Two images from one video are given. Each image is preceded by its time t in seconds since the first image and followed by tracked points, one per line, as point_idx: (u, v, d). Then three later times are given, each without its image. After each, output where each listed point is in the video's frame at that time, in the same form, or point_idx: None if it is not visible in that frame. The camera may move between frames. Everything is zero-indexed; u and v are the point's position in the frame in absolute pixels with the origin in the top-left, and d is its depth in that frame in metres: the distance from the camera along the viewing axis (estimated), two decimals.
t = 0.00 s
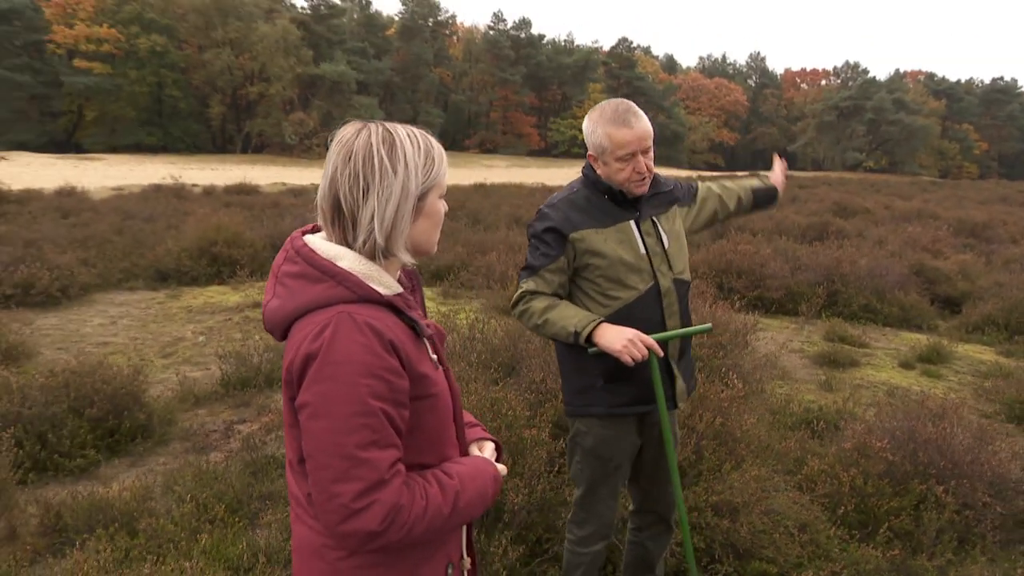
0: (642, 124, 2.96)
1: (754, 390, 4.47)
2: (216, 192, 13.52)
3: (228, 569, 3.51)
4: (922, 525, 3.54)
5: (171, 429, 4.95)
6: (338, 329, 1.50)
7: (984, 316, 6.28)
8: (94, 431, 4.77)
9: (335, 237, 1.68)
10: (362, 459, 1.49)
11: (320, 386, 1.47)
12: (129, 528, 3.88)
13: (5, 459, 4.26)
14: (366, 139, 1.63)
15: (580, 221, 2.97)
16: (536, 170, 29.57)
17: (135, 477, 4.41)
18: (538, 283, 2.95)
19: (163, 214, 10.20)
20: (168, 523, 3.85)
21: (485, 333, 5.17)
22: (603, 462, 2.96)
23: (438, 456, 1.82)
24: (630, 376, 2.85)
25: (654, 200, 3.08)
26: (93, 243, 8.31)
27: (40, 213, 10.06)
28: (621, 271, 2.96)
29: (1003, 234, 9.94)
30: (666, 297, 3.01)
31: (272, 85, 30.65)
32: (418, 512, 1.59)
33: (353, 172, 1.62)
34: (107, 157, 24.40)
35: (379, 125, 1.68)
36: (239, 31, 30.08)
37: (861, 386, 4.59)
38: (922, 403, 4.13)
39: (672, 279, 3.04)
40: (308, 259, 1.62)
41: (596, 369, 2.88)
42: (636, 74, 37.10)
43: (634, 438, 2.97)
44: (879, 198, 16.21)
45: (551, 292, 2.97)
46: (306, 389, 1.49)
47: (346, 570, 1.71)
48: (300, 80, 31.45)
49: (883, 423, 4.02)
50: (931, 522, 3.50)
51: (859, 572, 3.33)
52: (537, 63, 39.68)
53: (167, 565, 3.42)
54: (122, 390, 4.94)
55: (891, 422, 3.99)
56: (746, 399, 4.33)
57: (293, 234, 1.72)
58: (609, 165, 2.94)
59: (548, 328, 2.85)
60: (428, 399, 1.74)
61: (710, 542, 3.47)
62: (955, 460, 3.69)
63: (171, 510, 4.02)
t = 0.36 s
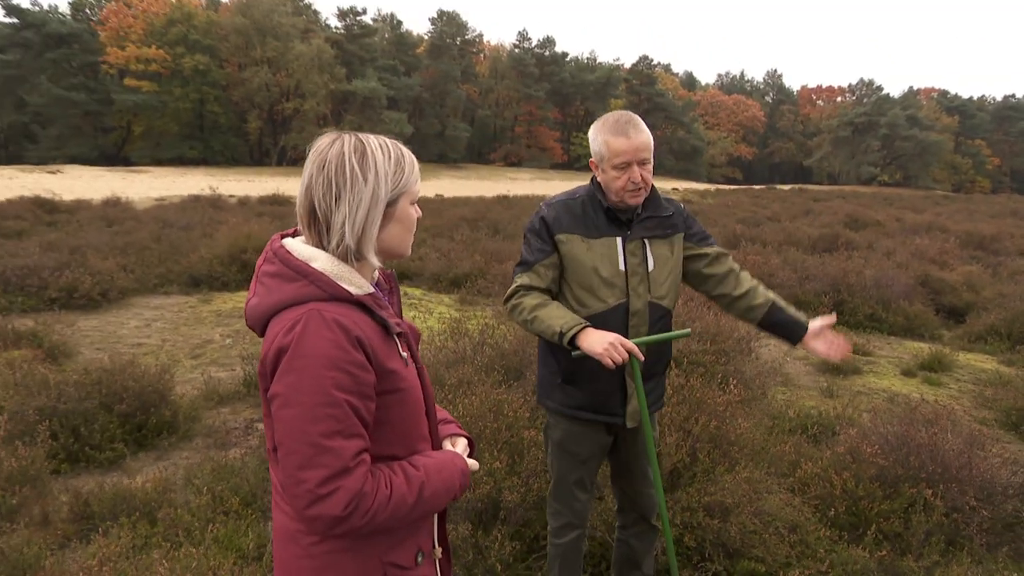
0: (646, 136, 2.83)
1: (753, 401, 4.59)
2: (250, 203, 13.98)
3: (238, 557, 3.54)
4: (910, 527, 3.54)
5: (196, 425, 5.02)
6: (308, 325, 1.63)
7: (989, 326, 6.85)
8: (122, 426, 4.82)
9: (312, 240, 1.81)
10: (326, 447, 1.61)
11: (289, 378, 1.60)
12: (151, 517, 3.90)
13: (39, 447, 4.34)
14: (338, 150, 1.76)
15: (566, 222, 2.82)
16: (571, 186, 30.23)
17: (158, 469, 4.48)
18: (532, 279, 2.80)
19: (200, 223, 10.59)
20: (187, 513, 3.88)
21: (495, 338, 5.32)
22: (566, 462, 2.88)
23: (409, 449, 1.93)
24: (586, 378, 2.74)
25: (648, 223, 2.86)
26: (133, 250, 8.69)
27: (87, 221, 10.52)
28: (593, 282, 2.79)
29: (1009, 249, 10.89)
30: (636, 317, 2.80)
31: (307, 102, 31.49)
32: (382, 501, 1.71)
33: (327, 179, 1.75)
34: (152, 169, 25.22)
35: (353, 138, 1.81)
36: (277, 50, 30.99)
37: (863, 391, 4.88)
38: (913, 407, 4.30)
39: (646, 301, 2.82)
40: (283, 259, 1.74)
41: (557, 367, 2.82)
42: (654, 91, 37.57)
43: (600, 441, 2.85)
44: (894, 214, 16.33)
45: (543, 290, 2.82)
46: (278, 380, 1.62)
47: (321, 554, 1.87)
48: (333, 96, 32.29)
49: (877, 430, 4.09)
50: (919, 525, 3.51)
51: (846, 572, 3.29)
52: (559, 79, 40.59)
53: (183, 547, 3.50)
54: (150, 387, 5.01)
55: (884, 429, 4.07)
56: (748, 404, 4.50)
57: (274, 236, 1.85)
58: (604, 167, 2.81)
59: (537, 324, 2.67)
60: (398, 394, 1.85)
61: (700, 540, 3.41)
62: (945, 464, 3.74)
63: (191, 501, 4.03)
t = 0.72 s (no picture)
0: (642, 135, 2.84)
1: (756, 403, 4.68)
2: (273, 211, 14.31)
3: (252, 549, 3.51)
4: (908, 523, 3.59)
5: (216, 425, 5.16)
6: (293, 323, 1.56)
7: (993, 326, 7.12)
8: (146, 425, 4.96)
9: (298, 241, 1.76)
10: (313, 439, 1.53)
11: (275, 375, 1.53)
12: (171, 511, 3.88)
13: (67, 444, 4.51)
14: (328, 152, 1.73)
15: (560, 218, 2.89)
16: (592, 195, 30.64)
17: (179, 465, 4.58)
18: (536, 271, 2.87)
19: (223, 231, 10.87)
20: (205, 507, 3.85)
21: (505, 340, 5.43)
22: (561, 453, 2.97)
23: (399, 441, 1.83)
24: (570, 370, 2.86)
25: (639, 224, 2.83)
26: (159, 257, 8.94)
27: (116, 230, 10.83)
28: (573, 275, 2.84)
29: (1017, 249, 11.00)
30: (617, 315, 2.81)
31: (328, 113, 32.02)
32: (370, 491, 1.62)
33: (312, 179, 1.71)
34: (180, 179, 25.78)
35: (349, 144, 1.78)
36: (299, 63, 31.58)
37: (868, 393, 5.08)
38: (913, 406, 4.37)
39: (630, 301, 2.81)
40: (271, 261, 1.68)
41: (547, 361, 2.96)
42: (667, 99, 37.88)
43: (593, 435, 2.92)
44: (904, 217, 16.40)
45: (548, 284, 2.89)
46: (265, 376, 1.55)
47: (316, 542, 1.73)
48: (353, 108, 32.81)
49: (878, 429, 4.14)
50: (916, 522, 3.55)
51: (846, 567, 3.33)
52: (575, 88, 40.94)
53: (199, 535, 3.58)
54: (173, 387, 5.15)
55: (884, 426, 4.12)
56: (752, 403, 4.67)
57: (266, 240, 1.79)
58: (596, 160, 2.88)
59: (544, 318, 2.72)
60: (385, 386, 1.76)
61: (701, 535, 3.41)
62: (942, 461, 3.79)
63: (209, 495, 4.01)
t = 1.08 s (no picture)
0: (635, 137, 2.84)
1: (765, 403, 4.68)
2: (285, 215, 14.41)
3: (265, 547, 3.53)
4: (915, 520, 3.57)
5: (229, 426, 5.20)
6: (303, 317, 1.58)
7: (1004, 325, 7.08)
8: (161, 426, 5.01)
9: (304, 240, 1.78)
10: (322, 431, 1.55)
11: (286, 367, 1.55)
12: (185, 510, 3.91)
13: (85, 444, 4.57)
14: (330, 151, 1.76)
15: (564, 221, 2.93)
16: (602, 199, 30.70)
17: (192, 465, 4.62)
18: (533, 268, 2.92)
19: (236, 235, 10.96)
20: (218, 506, 3.88)
21: (514, 341, 5.46)
22: (570, 449, 2.98)
23: (405, 435, 1.85)
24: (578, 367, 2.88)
25: (643, 222, 2.83)
26: (173, 262, 9.02)
27: (131, 235, 10.93)
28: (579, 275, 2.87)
29: None
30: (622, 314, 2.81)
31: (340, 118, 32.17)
32: (376, 482, 1.64)
33: (316, 176, 1.74)
34: (194, 184, 25.98)
35: (353, 144, 1.80)
36: (311, 68, 31.75)
37: (877, 392, 5.07)
38: (921, 404, 4.35)
39: (635, 299, 2.82)
40: (282, 258, 1.70)
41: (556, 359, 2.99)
42: (677, 100, 37.83)
43: (601, 432, 2.93)
44: (914, 216, 16.35)
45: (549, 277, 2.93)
46: (275, 369, 1.57)
47: (324, 533, 1.74)
48: (365, 112, 32.96)
49: (886, 427, 4.13)
50: (923, 519, 3.54)
51: (853, 564, 3.31)
52: (585, 91, 40.96)
53: (214, 532, 3.61)
54: (187, 388, 5.20)
55: (893, 425, 4.11)
56: (761, 402, 4.68)
57: (277, 239, 1.81)
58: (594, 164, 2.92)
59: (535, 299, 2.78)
60: (390, 381, 1.78)
61: (708, 532, 3.41)
62: (951, 458, 3.78)
63: (223, 494, 4.03)
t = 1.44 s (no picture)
0: (646, 138, 2.80)
1: (765, 402, 4.69)
2: (287, 213, 14.43)
3: (268, 542, 3.54)
4: (913, 520, 3.58)
5: (231, 423, 5.21)
6: (307, 311, 1.59)
7: (1004, 326, 7.08)
8: (164, 423, 5.02)
9: (311, 237, 1.80)
10: (323, 424, 1.56)
11: (289, 360, 1.56)
12: (188, 506, 3.92)
13: (88, 440, 4.57)
14: (344, 152, 1.76)
15: (575, 207, 2.93)
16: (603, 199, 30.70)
17: (195, 462, 4.63)
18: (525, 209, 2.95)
19: (238, 233, 10.96)
20: (221, 502, 3.89)
21: (516, 340, 5.46)
22: (574, 447, 2.98)
23: (407, 428, 1.86)
24: (580, 353, 2.87)
25: (653, 216, 2.83)
26: (175, 259, 9.03)
27: (134, 233, 10.95)
28: (589, 262, 2.84)
29: None
30: (629, 304, 2.79)
31: (341, 116, 32.16)
32: (376, 474, 1.65)
33: (327, 176, 1.74)
34: (196, 183, 26.01)
35: (367, 145, 1.80)
36: (312, 67, 31.75)
37: (876, 392, 5.08)
38: (920, 404, 4.36)
39: (642, 291, 2.81)
40: (288, 254, 1.72)
41: (555, 343, 2.97)
42: (678, 100, 37.79)
43: (607, 429, 2.93)
44: (915, 217, 16.32)
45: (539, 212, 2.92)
46: (278, 362, 1.58)
47: (329, 525, 1.76)
48: (366, 111, 32.96)
49: (885, 427, 4.14)
50: (921, 518, 3.55)
51: (852, 562, 3.31)
52: (587, 91, 40.96)
53: (216, 527, 3.62)
54: (190, 385, 5.21)
55: (892, 425, 4.12)
56: (760, 402, 4.68)
57: (284, 235, 1.82)
58: (602, 162, 2.88)
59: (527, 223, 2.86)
60: (393, 375, 1.79)
61: (708, 530, 3.41)
62: (950, 458, 3.79)
63: (225, 490, 4.04)
